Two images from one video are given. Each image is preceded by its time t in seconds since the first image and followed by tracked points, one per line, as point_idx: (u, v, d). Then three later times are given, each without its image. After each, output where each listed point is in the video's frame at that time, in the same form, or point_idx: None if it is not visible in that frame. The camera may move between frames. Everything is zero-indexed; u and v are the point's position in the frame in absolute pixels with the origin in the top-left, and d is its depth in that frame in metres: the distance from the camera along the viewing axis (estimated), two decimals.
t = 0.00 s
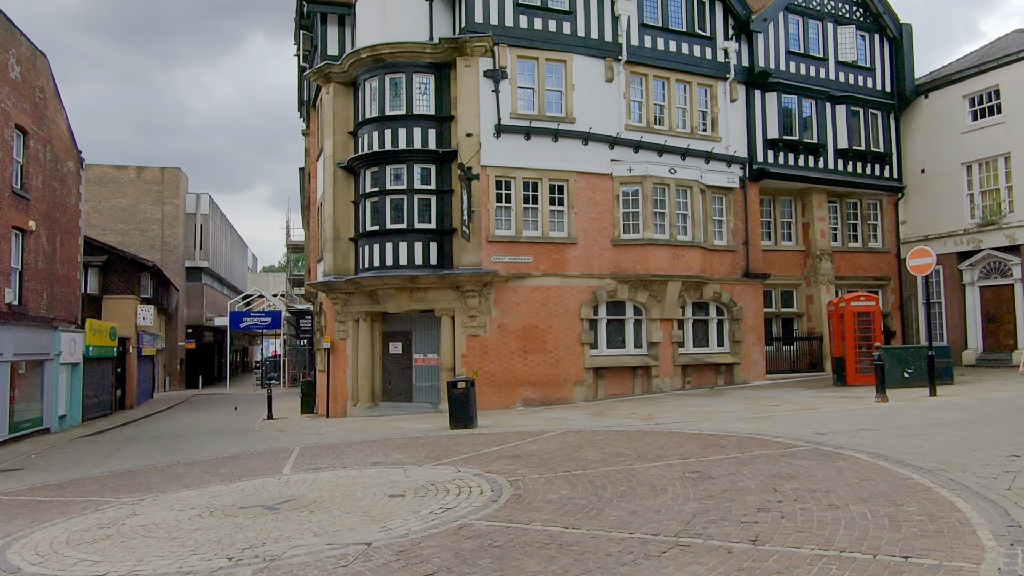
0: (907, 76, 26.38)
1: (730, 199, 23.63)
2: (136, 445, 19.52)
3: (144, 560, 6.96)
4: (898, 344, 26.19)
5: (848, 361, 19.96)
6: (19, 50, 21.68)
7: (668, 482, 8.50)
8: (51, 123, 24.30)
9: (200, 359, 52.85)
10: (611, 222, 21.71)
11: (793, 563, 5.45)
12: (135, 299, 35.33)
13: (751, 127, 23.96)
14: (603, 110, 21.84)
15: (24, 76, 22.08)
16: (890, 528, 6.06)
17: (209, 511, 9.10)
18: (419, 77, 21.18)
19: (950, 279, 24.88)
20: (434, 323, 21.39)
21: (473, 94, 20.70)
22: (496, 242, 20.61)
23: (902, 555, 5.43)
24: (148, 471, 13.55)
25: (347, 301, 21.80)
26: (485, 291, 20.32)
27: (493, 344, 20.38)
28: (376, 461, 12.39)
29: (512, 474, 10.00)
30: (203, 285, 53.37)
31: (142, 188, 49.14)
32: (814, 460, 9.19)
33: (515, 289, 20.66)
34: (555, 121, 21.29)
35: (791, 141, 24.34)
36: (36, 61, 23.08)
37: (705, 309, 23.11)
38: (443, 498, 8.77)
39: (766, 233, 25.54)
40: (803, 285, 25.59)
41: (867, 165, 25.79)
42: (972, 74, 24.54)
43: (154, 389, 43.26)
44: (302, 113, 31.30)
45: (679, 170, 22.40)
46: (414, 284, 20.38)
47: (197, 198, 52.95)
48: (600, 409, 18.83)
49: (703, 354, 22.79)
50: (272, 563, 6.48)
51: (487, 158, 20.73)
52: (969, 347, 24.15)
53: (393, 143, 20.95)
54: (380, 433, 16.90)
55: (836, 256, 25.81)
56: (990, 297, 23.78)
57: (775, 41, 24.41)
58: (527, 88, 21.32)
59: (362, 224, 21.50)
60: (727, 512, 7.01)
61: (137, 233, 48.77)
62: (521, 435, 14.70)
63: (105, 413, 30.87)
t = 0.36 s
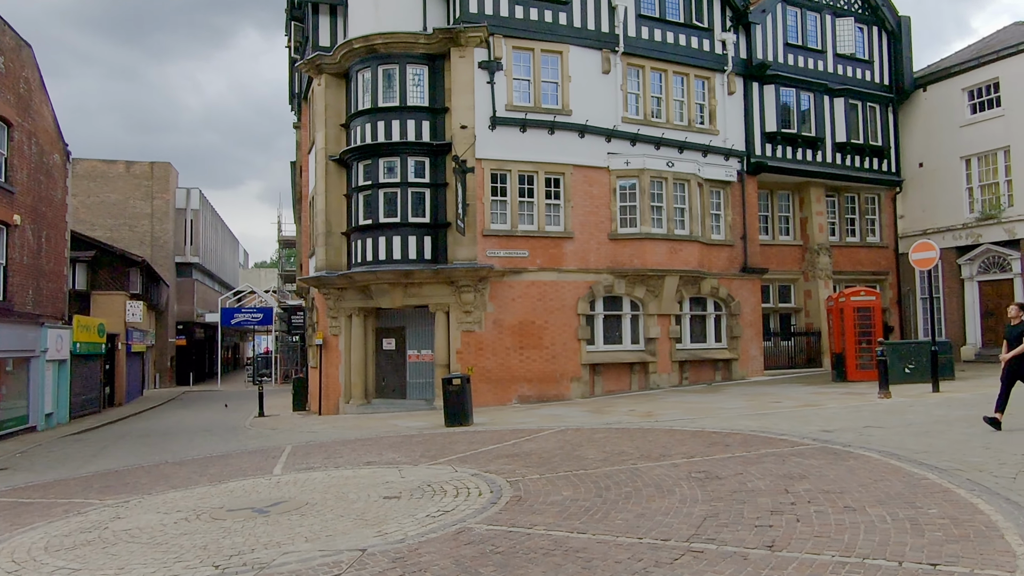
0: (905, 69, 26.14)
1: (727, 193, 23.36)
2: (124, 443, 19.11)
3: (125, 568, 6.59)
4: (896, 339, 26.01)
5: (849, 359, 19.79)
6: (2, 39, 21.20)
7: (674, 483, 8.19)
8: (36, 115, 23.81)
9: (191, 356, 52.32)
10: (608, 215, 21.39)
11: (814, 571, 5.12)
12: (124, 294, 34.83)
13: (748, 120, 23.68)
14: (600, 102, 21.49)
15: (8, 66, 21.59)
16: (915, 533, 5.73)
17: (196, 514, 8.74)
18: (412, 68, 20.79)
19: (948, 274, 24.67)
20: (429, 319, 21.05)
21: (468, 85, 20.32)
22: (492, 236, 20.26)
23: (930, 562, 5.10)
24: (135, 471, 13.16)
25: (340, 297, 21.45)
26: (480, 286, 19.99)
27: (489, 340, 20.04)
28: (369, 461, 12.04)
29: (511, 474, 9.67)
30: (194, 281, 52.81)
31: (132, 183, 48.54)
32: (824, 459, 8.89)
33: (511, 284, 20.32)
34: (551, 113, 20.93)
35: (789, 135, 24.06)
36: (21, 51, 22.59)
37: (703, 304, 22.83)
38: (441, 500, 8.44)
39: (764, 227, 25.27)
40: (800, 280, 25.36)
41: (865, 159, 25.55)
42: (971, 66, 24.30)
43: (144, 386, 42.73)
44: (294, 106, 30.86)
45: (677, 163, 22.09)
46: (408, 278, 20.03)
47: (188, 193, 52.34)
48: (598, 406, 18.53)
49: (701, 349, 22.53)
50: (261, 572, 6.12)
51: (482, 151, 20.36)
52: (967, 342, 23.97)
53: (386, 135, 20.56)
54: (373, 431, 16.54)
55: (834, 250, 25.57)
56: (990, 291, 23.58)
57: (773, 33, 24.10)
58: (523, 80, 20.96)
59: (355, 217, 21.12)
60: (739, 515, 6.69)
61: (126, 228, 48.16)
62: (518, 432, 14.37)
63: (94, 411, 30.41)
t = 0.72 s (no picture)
0: (887, 58, 26.08)
1: (710, 182, 23.16)
2: (94, 437, 18.56)
3: (85, 571, 6.19)
4: (877, 329, 26.06)
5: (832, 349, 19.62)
6: None
7: (665, 476, 7.93)
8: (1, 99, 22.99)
9: (167, 348, 51.46)
10: (590, 204, 21.10)
11: (818, 570, 4.84)
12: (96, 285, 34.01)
13: (731, 108, 23.49)
14: (582, 89, 21.15)
15: None
16: (920, 529, 5.49)
17: (165, 511, 8.33)
18: (391, 53, 20.32)
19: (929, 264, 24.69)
20: (409, 309, 20.66)
21: (448, 70, 19.89)
22: (473, 225, 19.89)
23: (939, 560, 4.85)
24: (103, 466, 12.69)
25: (318, 287, 21.01)
26: (461, 275, 19.63)
27: (470, 330, 19.71)
28: (348, 454, 11.68)
29: (495, 468, 9.36)
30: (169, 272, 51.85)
31: (104, 172, 47.45)
32: (816, 450, 8.68)
33: (492, 274, 19.98)
34: (533, 100, 20.57)
35: (772, 123, 23.90)
36: None
37: (686, 294, 22.66)
38: (423, 495, 8.11)
39: (747, 216, 25.12)
40: (783, 270, 25.27)
41: (847, 148, 25.48)
42: (953, 55, 24.27)
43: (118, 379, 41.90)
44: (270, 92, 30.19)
45: (660, 151, 21.84)
46: (388, 268, 19.62)
47: (162, 182, 51.31)
48: (581, 397, 18.30)
49: (683, 339, 22.35)
50: None
51: (463, 138, 19.96)
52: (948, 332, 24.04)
53: (365, 121, 20.08)
54: (352, 423, 16.16)
55: (816, 240, 25.50)
56: (971, 281, 23.64)
57: (756, 20, 23.89)
58: (504, 65, 20.56)
59: (333, 206, 20.65)
60: (734, 510, 6.42)
61: (99, 218, 47.11)
62: (501, 424, 14.07)
63: (65, 404, 29.69)
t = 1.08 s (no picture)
0: (845, 52, 26.32)
1: (672, 173, 23.09)
2: (36, 434, 17.70)
3: None
4: (834, 319, 26.41)
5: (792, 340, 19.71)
6: None
7: (634, 472, 7.70)
8: None
9: (115, 341, 49.82)
10: (553, 194, 20.84)
11: (801, 571, 4.62)
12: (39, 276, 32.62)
13: (693, 99, 23.44)
14: (545, 77, 20.85)
15: None
16: (900, 525, 5.32)
17: (107, 515, 7.80)
18: (349, 37, 19.73)
19: (885, 255, 25.06)
20: (367, 301, 20.15)
21: (408, 56, 19.39)
22: (433, 215, 19.46)
23: (924, 558, 4.68)
24: (44, 465, 12.00)
25: (273, 277, 20.37)
26: (422, 266, 19.21)
27: (430, 322, 19.30)
28: (305, 451, 11.23)
29: (459, 464, 9.04)
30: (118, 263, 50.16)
31: (48, 159, 45.58)
32: (785, 443, 8.55)
33: (453, 264, 19.59)
34: (495, 87, 20.19)
35: (733, 115, 23.92)
36: None
37: (648, 285, 22.59)
38: (384, 494, 7.75)
39: (708, 208, 25.15)
40: (743, 261, 25.37)
41: (806, 141, 25.68)
42: (909, 50, 24.60)
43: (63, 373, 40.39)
44: (223, 76, 29.22)
45: (623, 141, 21.68)
46: (346, 258, 19.10)
47: (110, 169, 49.53)
48: (544, 389, 18.08)
49: (645, 331, 22.29)
50: None
51: (423, 125, 19.49)
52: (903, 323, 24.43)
53: (321, 106, 19.47)
54: (310, 417, 15.67)
55: (775, 232, 25.65)
56: (924, 273, 24.06)
57: (718, 11, 23.84)
58: (465, 52, 20.13)
59: (289, 194, 20.02)
60: (708, 507, 6.21)
61: (42, 206, 45.26)
62: (464, 417, 13.74)
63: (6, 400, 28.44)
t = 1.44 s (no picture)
0: (792, 48, 26.65)
1: (624, 165, 23.02)
2: None
3: None
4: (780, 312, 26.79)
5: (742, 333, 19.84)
6: None
7: (596, 470, 7.45)
8: None
9: (46, 336, 47.59)
10: (504, 185, 20.50)
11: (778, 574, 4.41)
12: None
13: (645, 92, 23.40)
14: (497, 66, 20.48)
15: None
16: (873, 522, 5.17)
17: (28, 524, 7.18)
18: (294, 20, 19.00)
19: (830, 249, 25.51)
20: (313, 293, 19.50)
21: (356, 41, 18.79)
22: (382, 205, 18.91)
23: (902, 558, 4.52)
24: None
25: (213, 269, 19.56)
26: (370, 258, 18.66)
27: (379, 316, 18.78)
28: (249, 450, 10.69)
29: (412, 463, 8.66)
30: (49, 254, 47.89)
31: None
32: (746, 437, 8.42)
33: (403, 256, 19.10)
34: (446, 75, 19.73)
35: (684, 108, 23.96)
36: None
37: (599, 278, 22.49)
38: (334, 496, 7.33)
39: (659, 201, 25.17)
40: (693, 255, 25.48)
41: (755, 135, 25.92)
42: (854, 47, 25.04)
43: None
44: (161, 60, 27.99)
45: (575, 133, 21.49)
46: (291, 249, 18.44)
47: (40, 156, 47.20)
48: (496, 383, 17.81)
49: (597, 324, 22.18)
50: None
51: (372, 113, 18.90)
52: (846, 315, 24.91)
53: (265, 92, 18.71)
54: (254, 414, 15.06)
55: (724, 226, 25.83)
56: (867, 266, 24.58)
57: (670, 4, 23.83)
58: (415, 38, 19.60)
59: (231, 183, 19.21)
60: (675, 506, 5.98)
61: None
62: (416, 413, 13.32)
63: None
